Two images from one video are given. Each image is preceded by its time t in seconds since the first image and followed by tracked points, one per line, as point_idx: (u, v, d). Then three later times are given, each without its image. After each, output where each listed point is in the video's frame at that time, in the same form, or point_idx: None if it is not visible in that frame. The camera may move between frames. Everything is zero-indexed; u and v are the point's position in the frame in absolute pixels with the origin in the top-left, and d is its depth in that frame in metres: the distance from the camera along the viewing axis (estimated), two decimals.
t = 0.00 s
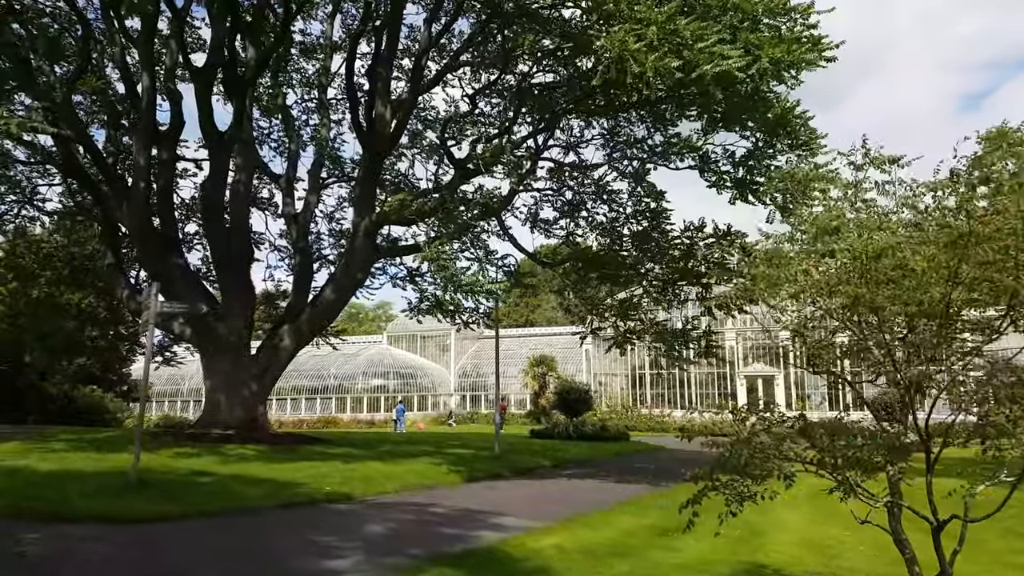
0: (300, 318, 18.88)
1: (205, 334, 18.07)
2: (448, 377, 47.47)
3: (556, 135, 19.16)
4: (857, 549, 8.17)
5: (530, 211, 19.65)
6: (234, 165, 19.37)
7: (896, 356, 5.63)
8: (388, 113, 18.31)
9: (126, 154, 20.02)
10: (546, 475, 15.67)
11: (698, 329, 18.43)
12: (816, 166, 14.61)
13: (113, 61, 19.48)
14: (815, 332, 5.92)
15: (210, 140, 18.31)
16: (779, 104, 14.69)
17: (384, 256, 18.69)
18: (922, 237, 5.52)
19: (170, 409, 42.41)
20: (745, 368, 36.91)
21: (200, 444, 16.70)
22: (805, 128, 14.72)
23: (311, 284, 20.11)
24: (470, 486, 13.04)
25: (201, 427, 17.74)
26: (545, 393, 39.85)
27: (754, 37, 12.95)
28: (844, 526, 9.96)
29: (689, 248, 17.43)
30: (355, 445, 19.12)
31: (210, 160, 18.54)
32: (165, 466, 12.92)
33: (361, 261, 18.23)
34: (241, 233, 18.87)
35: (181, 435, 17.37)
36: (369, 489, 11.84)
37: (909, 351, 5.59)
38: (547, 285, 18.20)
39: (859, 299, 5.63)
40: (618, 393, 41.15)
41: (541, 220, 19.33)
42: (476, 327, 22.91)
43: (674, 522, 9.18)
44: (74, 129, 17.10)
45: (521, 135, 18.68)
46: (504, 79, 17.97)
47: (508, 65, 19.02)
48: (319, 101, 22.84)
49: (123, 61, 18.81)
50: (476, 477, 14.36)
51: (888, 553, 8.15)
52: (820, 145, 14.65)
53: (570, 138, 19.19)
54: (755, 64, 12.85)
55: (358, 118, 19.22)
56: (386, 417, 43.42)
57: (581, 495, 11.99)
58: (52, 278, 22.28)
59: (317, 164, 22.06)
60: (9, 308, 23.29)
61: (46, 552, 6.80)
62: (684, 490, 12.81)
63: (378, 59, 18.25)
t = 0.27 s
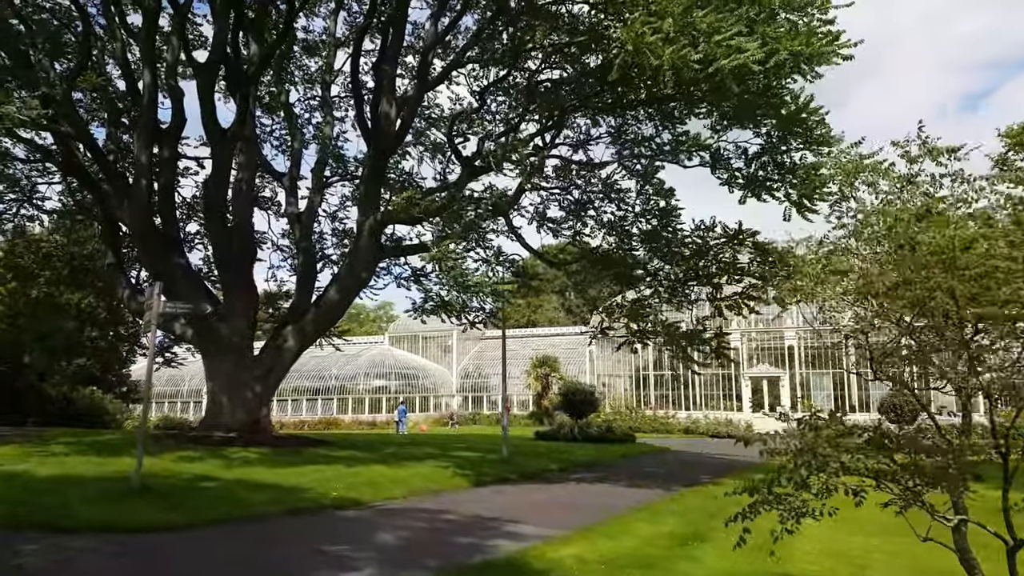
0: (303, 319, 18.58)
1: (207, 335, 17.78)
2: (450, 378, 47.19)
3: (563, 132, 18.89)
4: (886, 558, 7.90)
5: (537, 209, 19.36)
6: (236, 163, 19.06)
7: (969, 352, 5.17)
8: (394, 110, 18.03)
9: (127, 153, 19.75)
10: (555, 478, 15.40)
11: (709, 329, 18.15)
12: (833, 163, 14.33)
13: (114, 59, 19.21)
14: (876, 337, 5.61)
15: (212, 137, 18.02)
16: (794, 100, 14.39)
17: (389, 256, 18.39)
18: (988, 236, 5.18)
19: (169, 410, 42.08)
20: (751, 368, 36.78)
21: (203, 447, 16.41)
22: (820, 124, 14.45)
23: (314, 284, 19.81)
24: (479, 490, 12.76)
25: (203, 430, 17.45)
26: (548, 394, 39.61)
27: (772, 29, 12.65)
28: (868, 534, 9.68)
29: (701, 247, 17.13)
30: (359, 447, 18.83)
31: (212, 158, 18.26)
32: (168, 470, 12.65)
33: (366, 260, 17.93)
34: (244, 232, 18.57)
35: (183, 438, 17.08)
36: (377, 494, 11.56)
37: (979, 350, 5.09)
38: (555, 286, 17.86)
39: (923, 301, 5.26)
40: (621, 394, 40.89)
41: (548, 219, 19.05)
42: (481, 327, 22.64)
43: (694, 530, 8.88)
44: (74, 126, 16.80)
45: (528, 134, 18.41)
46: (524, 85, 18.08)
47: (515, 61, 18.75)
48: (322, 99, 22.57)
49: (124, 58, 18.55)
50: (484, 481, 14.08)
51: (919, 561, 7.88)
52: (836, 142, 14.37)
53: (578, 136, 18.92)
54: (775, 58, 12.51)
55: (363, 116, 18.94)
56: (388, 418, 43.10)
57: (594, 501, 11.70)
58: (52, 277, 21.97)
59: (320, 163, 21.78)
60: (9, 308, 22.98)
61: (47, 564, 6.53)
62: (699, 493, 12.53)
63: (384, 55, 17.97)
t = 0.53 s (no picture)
0: (305, 317, 18.30)
1: (208, 334, 17.48)
2: (450, 378, 46.91)
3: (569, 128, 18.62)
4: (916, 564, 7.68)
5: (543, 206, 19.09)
6: (237, 159, 18.82)
7: None
8: (396, 105, 17.67)
9: (126, 148, 19.45)
10: (563, 479, 15.18)
11: (717, 328, 17.90)
12: (847, 159, 14.08)
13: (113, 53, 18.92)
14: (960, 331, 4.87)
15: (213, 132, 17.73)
16: (806, 94, 14.13)
17: (393, 253, 18.10)
18: None
19: (167, 410, 41.74)
20: (755, 368, 36.80)
21: (205, 447, 16.13)
22: (835, 119, 14.20)
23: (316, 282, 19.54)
24: (487, 491, 12.54)
25: (204, 430, 17.14)
26: (548, 394, 39.66)
27: (789, 20, 12.41)
28: (890, 537, 9.43)
29: (710, 245, 16.86)
30: (362, 447, 18.56)
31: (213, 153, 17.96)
32: (169, 471, 12.37)
33: (369, 257, 17.65)
34: (245, 229, 18.32)
35: (184, 438, 16.81)
36: (383, 495, 11.33)
37: None
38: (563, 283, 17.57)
39: None
40: (624, 393, 40.67)
41: (554, 217, 18.83)
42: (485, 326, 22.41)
43: (714, 533, 8.62)
44: (72, 120, 16.50)
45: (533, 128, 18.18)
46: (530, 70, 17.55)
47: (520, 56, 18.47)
48: (323, 94, 22.28)
49: (123, 52, 18.26)
50: (491, 482, 13.83)
51: (947, 567, 7.67)
52: (849, 137, 14.13)
53: (585, 132, 18.72)
54: (793, 48, 12.20)
55: (366, 110, 18.65)
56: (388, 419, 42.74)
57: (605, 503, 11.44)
58: (49, 276, 21.63)
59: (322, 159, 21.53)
60: (6, 307, 21.69)
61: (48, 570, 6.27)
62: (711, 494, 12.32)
63: (387, 49, 17.69)
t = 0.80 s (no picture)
0: (306, 318, 17.98)
1: (207, 334, 17.16)
2: (450, 379, 46.63)
3: (574, 124, 18.33)
4: None
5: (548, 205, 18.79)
6: (237, 157, 18.51)
7: None
8: (399, 102, 17.34)
9: (124, 146, 19.14)
10: (570, 483, 14.91)
11: (725, 328, 17.64)
12: (860, 158, 13.84)
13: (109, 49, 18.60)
14: None
15: (212, 129, 17.43)
16: (817, 90, 13.90)
17: (395, 252, 17.80)
18: None
19: (165, 411, 41.40)
20: (758, 368, 36.62)
21: (204, 450, 15.81)
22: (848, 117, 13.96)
23: (317, 282, 19.22)
24: (494, 496, 12.25)
25: (202, 433, 16.82)
26: (548, 395, 39.58)
27: (804, 13, 12.16)
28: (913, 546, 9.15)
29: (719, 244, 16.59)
30: (364, 450, 18.25)
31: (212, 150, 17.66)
32: (169, 476, 12.08)
33: (371, 257, 17.33)
34: (245, 228, 18.00)
35: (183, 441, 16.50)
36: (388, 501, 11.02)
37: None
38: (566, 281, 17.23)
39: None
40: (624, 394, 40.46)
41: (559, 216, 18.55)
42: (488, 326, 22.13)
43: (733, 543, 8.33)
44: (68, 116, 16.15)
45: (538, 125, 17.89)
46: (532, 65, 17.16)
47: (525, 52, 18.19)
48: (324, 92, 21.97)
49: (119, 47, 17.92)
50: (498, 486, 13.56)
51: None
52: (862, 135, 13.90)
53: (591, 130, 18.44)
54: (809, 41, 11.94)
55: (369, 106, 18.33)
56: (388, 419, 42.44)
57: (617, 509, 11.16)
58: (44, 275, 21.30)
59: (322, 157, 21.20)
60: None
61: None
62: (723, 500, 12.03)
63: (391, 44, 17.39)
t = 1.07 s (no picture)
0: (309, 317, 17.70)
1: (209, 334, 16.86)
2: (450, 379, 46.35)
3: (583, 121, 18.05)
4: None
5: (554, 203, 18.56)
6: (239, 154, 18.20)
7: None
8: (404, 97, 17.07)
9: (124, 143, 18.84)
10: (580, 485, 14.66)
11: (735, 328, 17.42)
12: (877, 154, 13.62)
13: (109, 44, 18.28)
14: None
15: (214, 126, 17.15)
16: (833, 88, 13.64)
17: (400, 250, 17.50)
18: None
19: (162, 411, 40.98)
20: (761, 369, 36.49)
21: (206, 453, 15.51)
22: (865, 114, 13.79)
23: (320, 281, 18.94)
24: (505, 500, 11.99)
25: (204, 435, 16.53)
26: (550, 394, 38.90)
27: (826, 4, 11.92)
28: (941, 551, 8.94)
29: (733, 241, 16.36)
30: (369, 452, 17.99)
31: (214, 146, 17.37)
32: (173, 479, 11.80)
33: (375, 255, 17.04)
34: (247, 226, 17.71)
35: (185, 443, 16.23)
36: (398, 505, 10.75)
37: None
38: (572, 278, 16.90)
39: None
40: (626, 394, 40.24)
41: (566, 214, 18.30)
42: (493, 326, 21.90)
43: (760, 550, 8.10)
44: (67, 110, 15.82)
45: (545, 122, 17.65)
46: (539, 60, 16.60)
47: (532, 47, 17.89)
48: (326, 88, 21.66)
49: (120, 42, 17.59)
50: (508, 489, 13.32)
51: None
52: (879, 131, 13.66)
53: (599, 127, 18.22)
54: (831, 33, 11.65)
55: (373, 102, 18.02)
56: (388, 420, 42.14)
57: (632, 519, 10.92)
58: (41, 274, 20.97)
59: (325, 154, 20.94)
60: None
61: None
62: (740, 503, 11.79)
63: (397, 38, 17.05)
